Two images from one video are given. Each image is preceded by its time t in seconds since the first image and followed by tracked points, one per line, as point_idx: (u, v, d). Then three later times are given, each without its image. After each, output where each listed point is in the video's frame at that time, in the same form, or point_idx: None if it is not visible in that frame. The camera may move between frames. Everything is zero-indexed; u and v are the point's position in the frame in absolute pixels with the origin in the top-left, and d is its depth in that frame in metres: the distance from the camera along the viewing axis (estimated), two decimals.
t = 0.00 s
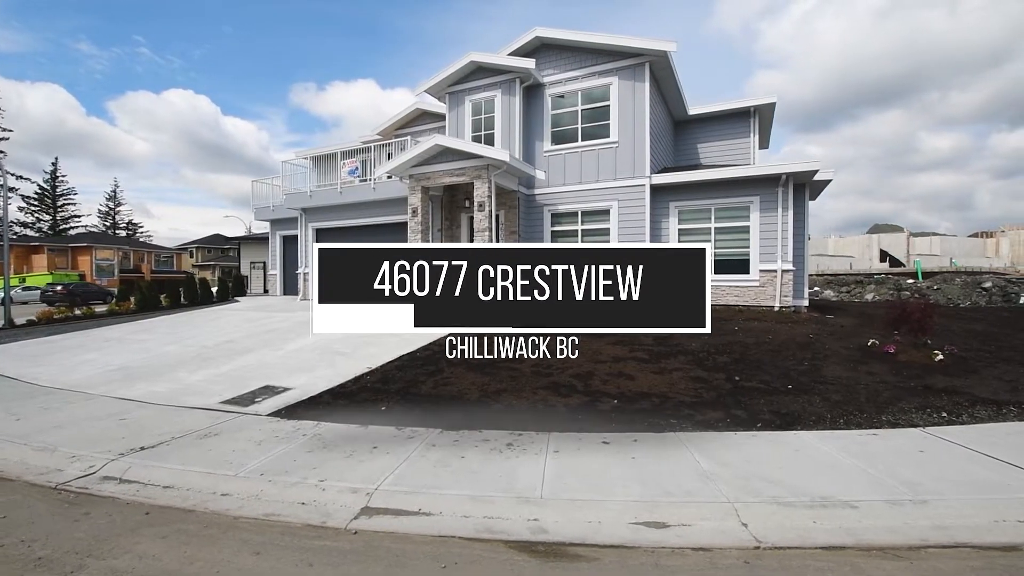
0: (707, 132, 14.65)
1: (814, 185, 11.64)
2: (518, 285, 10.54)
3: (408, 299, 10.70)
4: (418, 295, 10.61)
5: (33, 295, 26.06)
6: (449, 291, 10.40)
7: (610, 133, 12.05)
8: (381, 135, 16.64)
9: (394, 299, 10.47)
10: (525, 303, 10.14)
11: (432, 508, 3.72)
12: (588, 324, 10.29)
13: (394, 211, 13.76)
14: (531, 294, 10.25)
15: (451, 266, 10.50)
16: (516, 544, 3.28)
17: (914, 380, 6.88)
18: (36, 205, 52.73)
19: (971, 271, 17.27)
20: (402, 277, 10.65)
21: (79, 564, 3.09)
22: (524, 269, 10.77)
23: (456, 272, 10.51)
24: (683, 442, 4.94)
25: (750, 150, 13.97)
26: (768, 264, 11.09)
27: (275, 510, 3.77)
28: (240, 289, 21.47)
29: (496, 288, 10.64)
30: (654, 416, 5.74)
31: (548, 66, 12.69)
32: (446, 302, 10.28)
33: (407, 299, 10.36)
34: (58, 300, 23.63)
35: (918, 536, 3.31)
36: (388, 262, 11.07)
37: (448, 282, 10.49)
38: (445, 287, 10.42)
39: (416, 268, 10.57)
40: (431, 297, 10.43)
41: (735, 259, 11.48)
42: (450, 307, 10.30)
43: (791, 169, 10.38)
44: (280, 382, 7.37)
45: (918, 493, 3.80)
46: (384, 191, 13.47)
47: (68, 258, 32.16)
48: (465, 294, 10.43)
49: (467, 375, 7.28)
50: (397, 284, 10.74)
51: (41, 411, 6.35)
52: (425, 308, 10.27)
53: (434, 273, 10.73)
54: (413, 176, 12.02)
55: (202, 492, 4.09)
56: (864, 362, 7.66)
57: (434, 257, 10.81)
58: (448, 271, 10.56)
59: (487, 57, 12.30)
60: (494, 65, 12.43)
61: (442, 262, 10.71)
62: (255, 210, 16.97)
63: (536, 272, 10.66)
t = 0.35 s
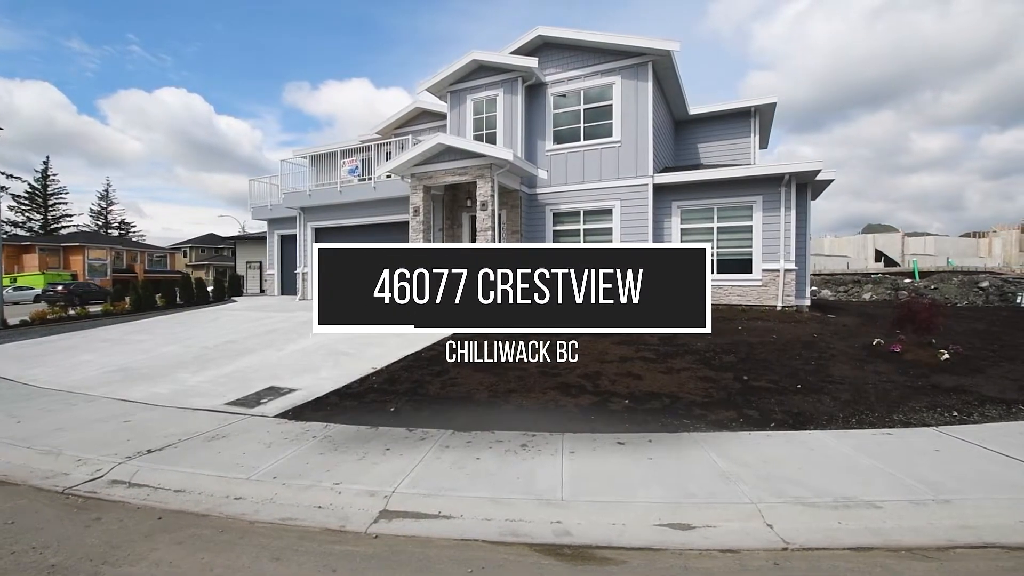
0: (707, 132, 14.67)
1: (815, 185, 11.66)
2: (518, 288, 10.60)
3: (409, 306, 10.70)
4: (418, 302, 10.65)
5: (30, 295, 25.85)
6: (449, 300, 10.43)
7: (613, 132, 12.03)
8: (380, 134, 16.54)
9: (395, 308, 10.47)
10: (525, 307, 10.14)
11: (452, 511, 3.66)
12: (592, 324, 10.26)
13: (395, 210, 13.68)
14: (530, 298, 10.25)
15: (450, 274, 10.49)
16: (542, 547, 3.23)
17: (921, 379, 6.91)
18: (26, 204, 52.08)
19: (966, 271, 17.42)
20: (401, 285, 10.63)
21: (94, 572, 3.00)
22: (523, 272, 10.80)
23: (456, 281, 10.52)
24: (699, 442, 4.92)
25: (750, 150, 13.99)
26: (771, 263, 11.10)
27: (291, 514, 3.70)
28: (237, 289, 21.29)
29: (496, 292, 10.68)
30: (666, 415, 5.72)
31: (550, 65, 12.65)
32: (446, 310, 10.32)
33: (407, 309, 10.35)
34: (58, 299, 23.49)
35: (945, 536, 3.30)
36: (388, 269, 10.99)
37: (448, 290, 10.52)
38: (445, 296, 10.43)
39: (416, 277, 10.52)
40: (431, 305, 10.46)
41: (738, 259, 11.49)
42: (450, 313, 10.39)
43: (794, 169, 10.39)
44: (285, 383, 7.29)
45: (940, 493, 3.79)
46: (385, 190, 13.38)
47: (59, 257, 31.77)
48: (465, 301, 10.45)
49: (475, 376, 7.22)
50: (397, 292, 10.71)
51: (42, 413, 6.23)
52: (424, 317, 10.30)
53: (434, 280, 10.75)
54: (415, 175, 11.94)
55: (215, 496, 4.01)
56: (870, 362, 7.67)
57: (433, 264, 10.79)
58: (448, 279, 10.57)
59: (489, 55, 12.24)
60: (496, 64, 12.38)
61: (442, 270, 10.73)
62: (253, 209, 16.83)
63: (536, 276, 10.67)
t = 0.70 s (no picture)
0: (708, 132, 14.68)
1: (817, 184, 11.68)
2: (518, 289, 10.53)
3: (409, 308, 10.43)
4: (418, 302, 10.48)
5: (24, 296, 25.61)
6: (449, 300, 10.31)
7: (615, 131, 12.00)
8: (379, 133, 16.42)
9: (395, 308, 10.28)
10: (525, 307, 10.06)
11: (472, 514, 3.59)
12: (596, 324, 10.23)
13: (396, 210, 13.61)
14: (530, 298, 10.16)
15: (451, 274, 10.39)
16: (567, 551, 3.18)
17: (928, 378, 6.92)
18: (16, 203, 51.47)
19: (963, 270, 17.54)
20: (402, 285, 10.46)
21: None
22: (523, 272, 10.75)
23: (456, 281, 10.42)
24: (715, 442, 4.88)
25: (750, 150, 14.02)
26: (773, 263, 11.11)
27: (307, 519, 3.61)
28: (233, 289, 21.12)
29: (497, 292, 10.59)
30: (679, 415, 5.69)
31: (551, 64, 12.60)
32: (447, 311, 10.18)
33: (408, 309, 10.16)
34: (58, 300, 23.46)
35: (971, 536, 3.28)
36: (387, 269, 10.87)
37: (448, 290, 10.40)
38: (445, 296, 10.32)
39: (416, 277, 10.41)
40: (432, 305, 10.33)
41: (741, 259, 11.49)
42: (450, 312, 10.26)
43: (797, 169, 10.41)
44: (290, 384, 7.20)
45: (962, 492, 3.77)
46: (386, 190, 13.30)
47: (51, 258, 31.40)
48: (465, 301, 10.35)
49: (482, 376, 7.16)
50: (397, 292, 10.52)
51: (42, 416, 6.12)
52: (425, 317, 10.12)
53: (434, 281, 10.64)
54: (416, 174, 11.86)
55: (227, 500, 3.92)
56: (877, 361, 7.69)
57: (433, 264, 10.70)
58: (448, 280, 10.47)
59: (490, 54, 12.18)
60: (497, 62, 12.32)
61: (442, 270, 10.61)
62: (250, 209, 16.68)
63: (536, 276, 10.61)
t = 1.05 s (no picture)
0: (708, 132, 14.68)
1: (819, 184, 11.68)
2: (518, 289, 10.45)
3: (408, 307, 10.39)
4: (418, 303, 10.39)
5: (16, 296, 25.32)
6: (449, 300, 10.23)
7: (617, 131, 11.98)
8: (378, 132, 16.32)
9: (395, 308, 10.18)
10: (525, 307, 9.97)
11: (493, 518, 3.54)
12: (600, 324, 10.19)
13: (396, 209, 13.54)
14: (530, 298, 10.08)
15: (450, 274, 10.30)
16: (593, 554, 3.15)
17: (935, 377, 6.94)
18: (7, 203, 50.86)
19: (959, 270, 17.66)
20: (402, 285, 10.36)
21: None
22: (523, 272, 10.66)
23: (456, 281, 10.33)
24: (730, 443, 4.86)
25: (751, 150, 14.04)
26: (776, 263, 11.12)
27: (324, 524, 3.54)
28: (230, 289, 20.95)
29: (497, 292, 10.50)
30: (691, 415, 5.67)
31: (553, 63, 12.57)
32: (446, 311, 10.10)
33: (408, 309, 10.06)
34: (58, 301, 23.37)
35: (998, 536, 3.27)
36: (388, 269, 10.78)
37: (448, 289, 10.32)
38: (445, 296, 10.23)
39: (416, 276, 10.32)
40: (432, 305, 10.25)
41: (743, 258, 11.49)
42: (450, 312, 10.18)
43: (799, 169, 10.42)
44: (294, 385, 7.10)
45: (984, 493, 3.76)
46: (387, 189, 13.21)
47: (43, 258, 31.04)
48: (465, 301, 10.27)
49: (490, 377, 7.10)
50: (397, 292, 10.42)
51: (43, 419, 6.00)
52: (425, 317, 10.02)
53: (434, 280, 10.55)
54: (418, 173, 11.78)
55: (241, 505, 3.83)
56: (882, 360, 7.71)
57: (433, 264, 10.60)
58: (448, 280, 10.37)
59: (492, 53, 12.13)
60: (498, 62, 12.27)
61: (442, 270, 10.51)
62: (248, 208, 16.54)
63: (536, 276, 10.51)
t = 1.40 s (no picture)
0: (708, 132, 14.69)
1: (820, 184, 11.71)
2: (518, 289, 10.39)
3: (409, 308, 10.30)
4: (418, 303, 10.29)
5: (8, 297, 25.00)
6: (449, 300, 10.16)
7: (620, 131, 11.95)
8: (377, 132, 16.21)
9: (396, 308, 10.09)
10: (525, 307, 9.91)
11: (514, 522, 3.49)
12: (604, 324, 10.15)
13: (397, 208, 13.45)
14: (530, 298, 10.01)
15: (451, 274, 10.22)
16: (619, 558, 3.11)
17: (941, 376, 6.95)
18: None
19: (955, 269, 17.79)
20: (402, 285, 10.27)
21: None
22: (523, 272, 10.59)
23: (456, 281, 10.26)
24: (746, 444, 4.83)
25: (752, 151, 14.06)
26: (778, 263, 11.14)
27: (342, 529, 3.46)
28: (226, 289, 20.78)
29: (497, 292, 10.43)
30: (703, 416, 5.65)
31: (555, 63, 12.52)
32: (446, 311, 10.02)
33: (408, 309, 9.97)
34: (59, 300, 23.30)
35: None
36: (388, 269, 10.69)
37: (448, 289, 10.24)
38: (445, 296, 10.16)
39: (416, 276, 10.23)
40: (432, 305, 10.17)
41: (746, 258, 11.49)
42: (451, 313, 10.10)
43: (802, 169, 10.44)
44: (299, 387, 7.01)
45: (1007, 493, 3.75)
46: (388, 188, 13.12)
47: (34, 258, 30.68)
48: (465, 301, 10.21)
49: (497, 377, 7.05)
50: (397, 292, 10.33)
51: (44, 422, 5.88)
52: (424, 317, 9.94)
53: (435, 280, 10.47)
54: (419, 173, 11.70)
55: (254, 510, 3.74)
56: (888, 359, 7.72)
57: (433, 264, 10.52)
58: (448, 280, 10.30)
59: (493, 52, 12.07)
60: (499, 61, 12.22)
61: (442, 270, 10.43)
62: (245, 207, 16.38)
63: (536, 276, 10.45)
